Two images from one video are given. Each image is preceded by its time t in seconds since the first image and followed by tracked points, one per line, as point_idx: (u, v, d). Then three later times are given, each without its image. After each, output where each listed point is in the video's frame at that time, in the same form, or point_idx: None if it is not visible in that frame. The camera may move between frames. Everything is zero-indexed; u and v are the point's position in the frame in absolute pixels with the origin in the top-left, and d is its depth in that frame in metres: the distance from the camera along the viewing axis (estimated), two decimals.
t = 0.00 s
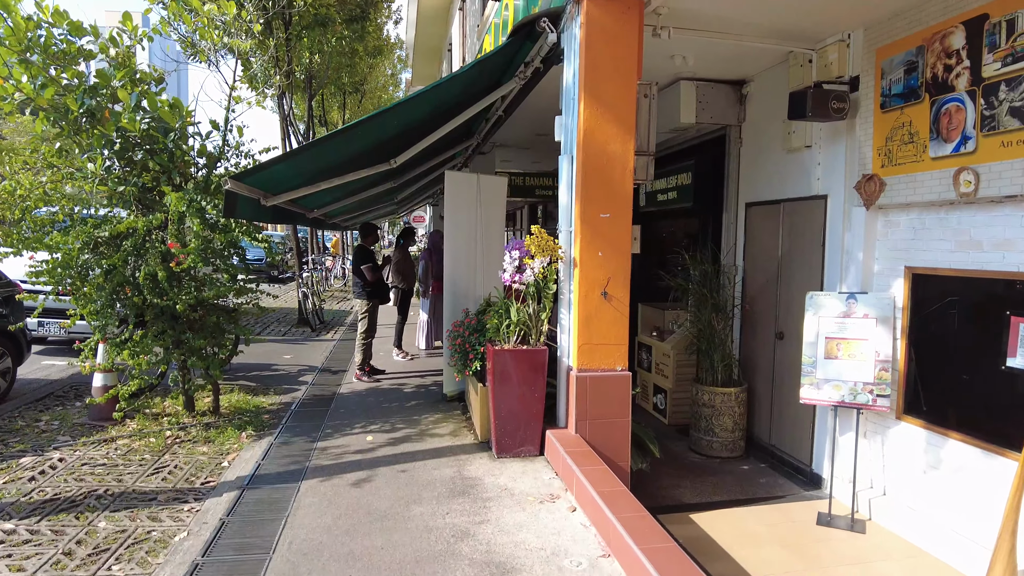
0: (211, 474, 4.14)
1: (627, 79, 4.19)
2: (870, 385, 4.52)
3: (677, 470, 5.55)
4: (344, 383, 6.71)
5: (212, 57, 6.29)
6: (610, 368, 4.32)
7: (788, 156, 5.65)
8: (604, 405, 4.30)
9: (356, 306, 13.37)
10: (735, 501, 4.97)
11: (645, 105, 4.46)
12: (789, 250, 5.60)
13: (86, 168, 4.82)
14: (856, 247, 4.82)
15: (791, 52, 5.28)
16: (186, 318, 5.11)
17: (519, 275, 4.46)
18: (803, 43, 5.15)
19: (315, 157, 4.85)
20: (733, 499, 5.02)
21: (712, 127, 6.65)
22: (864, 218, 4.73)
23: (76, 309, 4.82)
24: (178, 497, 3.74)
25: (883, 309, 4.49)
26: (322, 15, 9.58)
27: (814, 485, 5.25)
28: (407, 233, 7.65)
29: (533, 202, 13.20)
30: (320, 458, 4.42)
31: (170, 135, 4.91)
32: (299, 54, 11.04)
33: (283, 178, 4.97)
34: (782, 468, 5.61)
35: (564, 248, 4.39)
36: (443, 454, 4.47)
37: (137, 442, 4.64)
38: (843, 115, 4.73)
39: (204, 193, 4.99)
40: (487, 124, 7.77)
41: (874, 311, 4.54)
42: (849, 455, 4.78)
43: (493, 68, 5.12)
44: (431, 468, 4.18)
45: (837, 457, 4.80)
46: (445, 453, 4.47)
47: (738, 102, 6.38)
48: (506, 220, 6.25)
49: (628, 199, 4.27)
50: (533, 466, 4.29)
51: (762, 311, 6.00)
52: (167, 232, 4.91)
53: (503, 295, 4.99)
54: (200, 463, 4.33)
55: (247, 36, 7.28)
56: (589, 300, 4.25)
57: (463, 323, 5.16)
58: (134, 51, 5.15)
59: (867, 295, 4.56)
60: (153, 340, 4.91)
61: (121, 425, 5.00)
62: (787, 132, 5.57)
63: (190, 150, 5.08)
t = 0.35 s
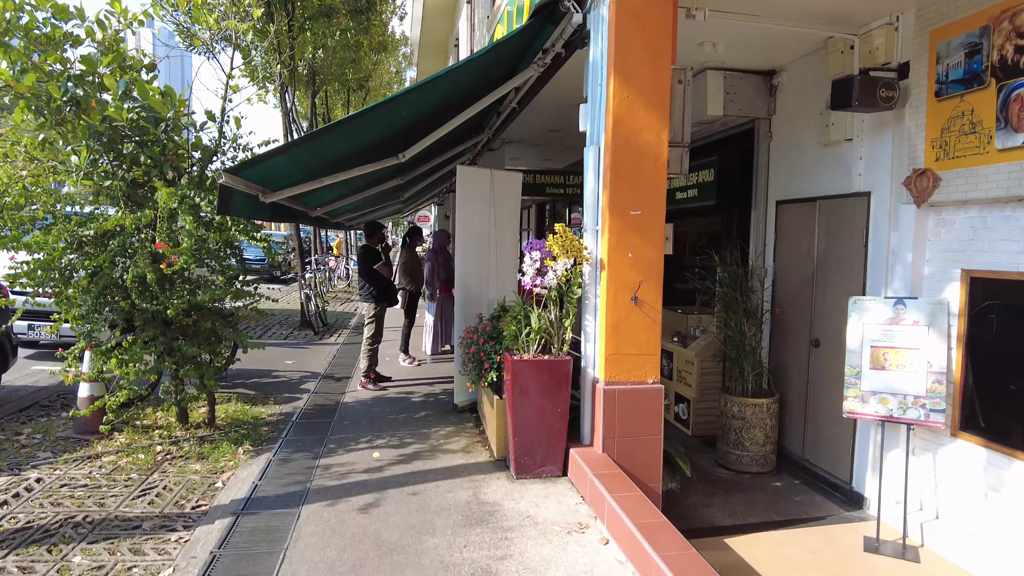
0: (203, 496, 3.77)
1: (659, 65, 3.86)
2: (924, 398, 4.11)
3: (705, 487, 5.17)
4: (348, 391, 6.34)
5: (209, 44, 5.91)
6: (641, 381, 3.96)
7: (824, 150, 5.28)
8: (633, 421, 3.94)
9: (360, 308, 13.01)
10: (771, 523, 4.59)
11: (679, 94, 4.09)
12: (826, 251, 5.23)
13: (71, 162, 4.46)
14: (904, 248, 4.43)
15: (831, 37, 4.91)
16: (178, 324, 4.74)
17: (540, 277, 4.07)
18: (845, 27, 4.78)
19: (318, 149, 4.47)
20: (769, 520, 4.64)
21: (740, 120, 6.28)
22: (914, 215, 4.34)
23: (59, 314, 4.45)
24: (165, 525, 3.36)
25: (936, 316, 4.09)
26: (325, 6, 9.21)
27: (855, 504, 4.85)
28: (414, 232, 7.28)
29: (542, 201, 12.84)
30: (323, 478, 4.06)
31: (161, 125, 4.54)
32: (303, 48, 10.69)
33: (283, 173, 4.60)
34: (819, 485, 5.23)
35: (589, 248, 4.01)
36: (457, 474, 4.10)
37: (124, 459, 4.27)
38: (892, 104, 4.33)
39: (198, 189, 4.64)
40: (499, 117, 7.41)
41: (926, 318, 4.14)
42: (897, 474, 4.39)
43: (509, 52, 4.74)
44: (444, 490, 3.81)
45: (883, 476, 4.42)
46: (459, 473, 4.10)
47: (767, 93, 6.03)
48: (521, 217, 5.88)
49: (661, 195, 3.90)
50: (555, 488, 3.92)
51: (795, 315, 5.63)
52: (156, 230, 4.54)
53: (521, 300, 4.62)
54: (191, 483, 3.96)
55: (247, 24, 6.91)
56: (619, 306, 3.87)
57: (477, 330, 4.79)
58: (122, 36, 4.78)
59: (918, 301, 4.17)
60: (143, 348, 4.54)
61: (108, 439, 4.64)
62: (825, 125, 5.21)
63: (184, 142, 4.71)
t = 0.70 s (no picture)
0: (193, 521, 3.41)
1: (695, 47, 3.53)
2: (981, 411, 3.73)
3: (736, 505, 4.80)
4: (351, 399, 5.99)
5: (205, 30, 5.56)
6: (676, 393, 3.62)
7: (863, 143, 4.91)
8: (666, 436, 3.62)
9: (364, 310, 12.66)
10: (812, 546, 4.21)
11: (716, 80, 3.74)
12: (865, 251, 4.87)
13: (51, 155, 4.11)
14: (958, 247, 4.07)
15: (874, 19, 4.54)
16: (168, 330, 4.39)
17: (563, 279, 3.70)
18: (891, 8, 4.41)
19: (320, 141, 4.12)
20: (809, 543, 4.27)
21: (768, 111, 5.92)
22: (970, 212, 3.96)
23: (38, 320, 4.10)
24: (149, 557, 3.00)
25: (996, 321, 3.71)
26: None
27: (900, 524, 4.47)
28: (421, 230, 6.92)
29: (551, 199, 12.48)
30: (324, 499, 3.70)
31: (148, 114, 4.17)
32: (305, 42, 10.35)
33: (283, 166, 4.24)
34: (857, 503, 4.85)
35: (617, 247, 3.65)
36: (471, 496, 3.73)
37: (108, 477, 3.91)
38: (947, 91, 3.97)
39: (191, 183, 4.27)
40: (511, 110, 7.04)
41: (984, 323, 3.76)
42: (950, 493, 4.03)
43: (526, 34, 4.37)
44: (458, 515, 3.45)
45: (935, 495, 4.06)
46: (474, 494, 3.74)
47: (799, 82, 5.66)
48: (536, 215, 5.52)
49: (697, 189, 3.56)
50: (581, 513, 3.55)
51: (829, 320, 5.27)
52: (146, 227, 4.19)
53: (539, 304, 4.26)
54: (180, 505, 3.61)
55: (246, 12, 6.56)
56: (651, 311, 3.53)
57: (491, 337, 4.43)
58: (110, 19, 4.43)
59: (974, 304, 3.79)
60: (129, 355, 4.19)
61: (92, 454, 4.28)
62: (864, 115, 4.85)
63: (175, 133, 4.34)
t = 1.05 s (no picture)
0: (179, 559, 3.05)
1: (739, 31, 3.16)
2: None
3: (772, 529, 4.42)
4: (355, 411, 5.62)
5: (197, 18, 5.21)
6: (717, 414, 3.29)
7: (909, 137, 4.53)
8: (707, 462, 3.28)
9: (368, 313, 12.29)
10: None
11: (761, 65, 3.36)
12: (912, 254, 4.50)
13: (26, 150, 3.75)
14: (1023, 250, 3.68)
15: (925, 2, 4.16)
16: (156, 342, 4.02)
17: (592, 287, 3.33)
18: None
19: (321, 136, 3.76)
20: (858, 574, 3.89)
21: (800, 104, 5.54)
22: None
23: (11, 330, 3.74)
24: None
25: None
26: None
27: (954, 553, 4.08)
28: (428, 231, 6.55)
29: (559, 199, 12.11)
30: (326, 531, 3.33)
31: (133, 106, 3.81)
32: (305, 37, 10.00)
33: (281, 161, 3.88)
34: (903, 528, 4.47)
35: (653, 251, 3.28)
36: (490, 528, 3.36)
37: (87, 506, 3.54)
38: (1014, 77, 3.58)
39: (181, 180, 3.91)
40: (523, 104, 6.67)
41: None
42: (1016, 522, 3.66)
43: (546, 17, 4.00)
44: (477, 552, 3.09)
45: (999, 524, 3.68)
46: (493, 526, 3.37)
47: (834, 73, 5.28)
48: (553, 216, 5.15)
49: (742, 188, 3.21)
50: (613, 549, 3.17)
51: (869, 328, 4.90)
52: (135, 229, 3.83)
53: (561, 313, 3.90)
54: (166, 538, 3.24)
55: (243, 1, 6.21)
56: (692, 324, 3.17)
57: (509, 349, 4.06)
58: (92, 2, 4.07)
59: None
60: (112, 370, 3.82)
61: (72, 478, 3.92)
62: (910, 107, 4.47)
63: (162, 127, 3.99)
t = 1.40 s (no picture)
0: None
1: None
2: None
3: (814, 553, 4.05)
4: (358, 422, 5.26)
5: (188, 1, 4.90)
6: (768, 434, 2.93)
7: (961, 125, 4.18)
8: (757, 487, 2.92)
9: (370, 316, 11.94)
10: None
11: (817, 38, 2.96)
12: (966, 252, 4.12)
13: None
14: None
15: None
16: (140, 351, 3.65)
17: (627, 291, 2.95)
18: None
19: (321, 122, 3.41)
20: None
21: (835, 94, 5.16)
22: None
23: None
24: None
25: None
26: None
27: None
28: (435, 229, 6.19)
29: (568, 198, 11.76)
30: (328, 565, 2.97)
31: (114, 89, 3.48)
32: (306, 30, 9.66)
33: (278, 151, 3.51)
34: (957, 553, 4.08)
35: (696, 250, 2.92)
36: (511, 561, 3.00)
37: (60, 535, 3.18)
38: None
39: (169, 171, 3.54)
40: (535, 96, 6.31)
41: None
42: None
43: None
44: None
45: None
46: (515, 559, 3.01)
47: (874, 60, 4.90)
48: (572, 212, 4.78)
49: (798, 179, 2.85)
50: None
51: (915, 333, 4.51)
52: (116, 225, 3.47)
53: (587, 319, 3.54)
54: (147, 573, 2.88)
55: None
56: (742, 330, 2.83)
57: (527, 359, 3.70)
58: None
59: None
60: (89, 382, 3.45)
61: (47, 501, 3.55)
62: (966, 92, 4.08)
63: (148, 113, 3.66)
